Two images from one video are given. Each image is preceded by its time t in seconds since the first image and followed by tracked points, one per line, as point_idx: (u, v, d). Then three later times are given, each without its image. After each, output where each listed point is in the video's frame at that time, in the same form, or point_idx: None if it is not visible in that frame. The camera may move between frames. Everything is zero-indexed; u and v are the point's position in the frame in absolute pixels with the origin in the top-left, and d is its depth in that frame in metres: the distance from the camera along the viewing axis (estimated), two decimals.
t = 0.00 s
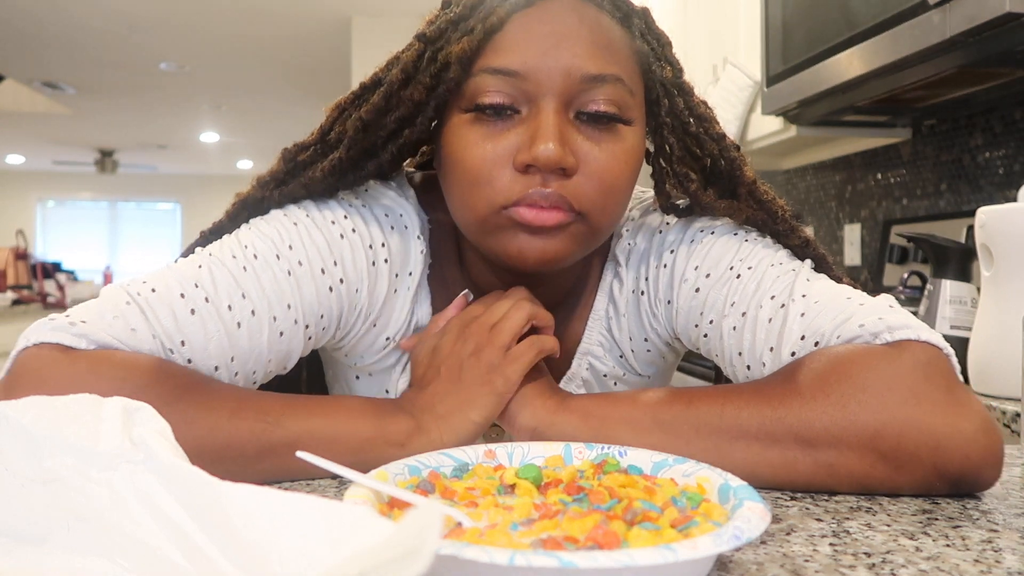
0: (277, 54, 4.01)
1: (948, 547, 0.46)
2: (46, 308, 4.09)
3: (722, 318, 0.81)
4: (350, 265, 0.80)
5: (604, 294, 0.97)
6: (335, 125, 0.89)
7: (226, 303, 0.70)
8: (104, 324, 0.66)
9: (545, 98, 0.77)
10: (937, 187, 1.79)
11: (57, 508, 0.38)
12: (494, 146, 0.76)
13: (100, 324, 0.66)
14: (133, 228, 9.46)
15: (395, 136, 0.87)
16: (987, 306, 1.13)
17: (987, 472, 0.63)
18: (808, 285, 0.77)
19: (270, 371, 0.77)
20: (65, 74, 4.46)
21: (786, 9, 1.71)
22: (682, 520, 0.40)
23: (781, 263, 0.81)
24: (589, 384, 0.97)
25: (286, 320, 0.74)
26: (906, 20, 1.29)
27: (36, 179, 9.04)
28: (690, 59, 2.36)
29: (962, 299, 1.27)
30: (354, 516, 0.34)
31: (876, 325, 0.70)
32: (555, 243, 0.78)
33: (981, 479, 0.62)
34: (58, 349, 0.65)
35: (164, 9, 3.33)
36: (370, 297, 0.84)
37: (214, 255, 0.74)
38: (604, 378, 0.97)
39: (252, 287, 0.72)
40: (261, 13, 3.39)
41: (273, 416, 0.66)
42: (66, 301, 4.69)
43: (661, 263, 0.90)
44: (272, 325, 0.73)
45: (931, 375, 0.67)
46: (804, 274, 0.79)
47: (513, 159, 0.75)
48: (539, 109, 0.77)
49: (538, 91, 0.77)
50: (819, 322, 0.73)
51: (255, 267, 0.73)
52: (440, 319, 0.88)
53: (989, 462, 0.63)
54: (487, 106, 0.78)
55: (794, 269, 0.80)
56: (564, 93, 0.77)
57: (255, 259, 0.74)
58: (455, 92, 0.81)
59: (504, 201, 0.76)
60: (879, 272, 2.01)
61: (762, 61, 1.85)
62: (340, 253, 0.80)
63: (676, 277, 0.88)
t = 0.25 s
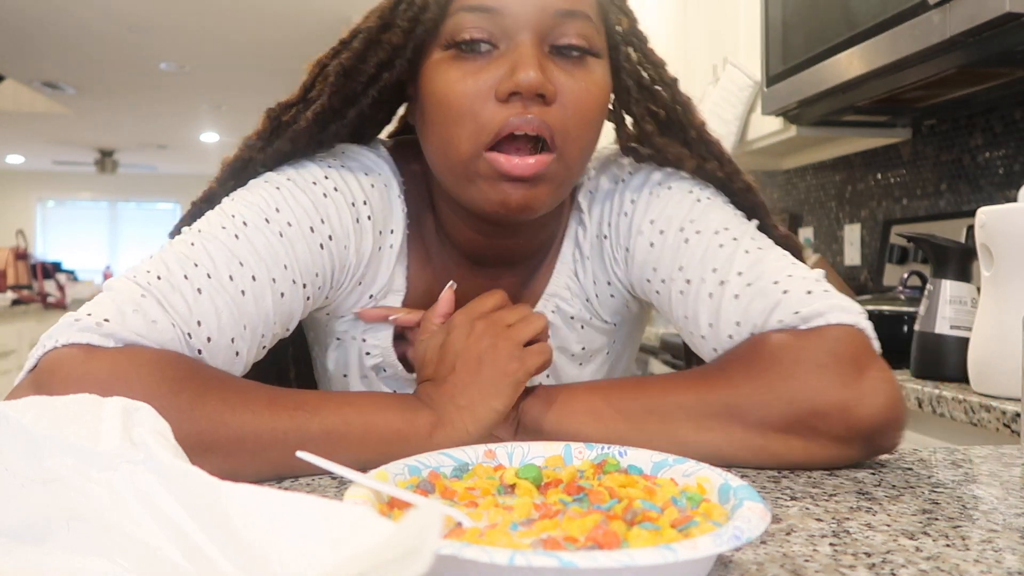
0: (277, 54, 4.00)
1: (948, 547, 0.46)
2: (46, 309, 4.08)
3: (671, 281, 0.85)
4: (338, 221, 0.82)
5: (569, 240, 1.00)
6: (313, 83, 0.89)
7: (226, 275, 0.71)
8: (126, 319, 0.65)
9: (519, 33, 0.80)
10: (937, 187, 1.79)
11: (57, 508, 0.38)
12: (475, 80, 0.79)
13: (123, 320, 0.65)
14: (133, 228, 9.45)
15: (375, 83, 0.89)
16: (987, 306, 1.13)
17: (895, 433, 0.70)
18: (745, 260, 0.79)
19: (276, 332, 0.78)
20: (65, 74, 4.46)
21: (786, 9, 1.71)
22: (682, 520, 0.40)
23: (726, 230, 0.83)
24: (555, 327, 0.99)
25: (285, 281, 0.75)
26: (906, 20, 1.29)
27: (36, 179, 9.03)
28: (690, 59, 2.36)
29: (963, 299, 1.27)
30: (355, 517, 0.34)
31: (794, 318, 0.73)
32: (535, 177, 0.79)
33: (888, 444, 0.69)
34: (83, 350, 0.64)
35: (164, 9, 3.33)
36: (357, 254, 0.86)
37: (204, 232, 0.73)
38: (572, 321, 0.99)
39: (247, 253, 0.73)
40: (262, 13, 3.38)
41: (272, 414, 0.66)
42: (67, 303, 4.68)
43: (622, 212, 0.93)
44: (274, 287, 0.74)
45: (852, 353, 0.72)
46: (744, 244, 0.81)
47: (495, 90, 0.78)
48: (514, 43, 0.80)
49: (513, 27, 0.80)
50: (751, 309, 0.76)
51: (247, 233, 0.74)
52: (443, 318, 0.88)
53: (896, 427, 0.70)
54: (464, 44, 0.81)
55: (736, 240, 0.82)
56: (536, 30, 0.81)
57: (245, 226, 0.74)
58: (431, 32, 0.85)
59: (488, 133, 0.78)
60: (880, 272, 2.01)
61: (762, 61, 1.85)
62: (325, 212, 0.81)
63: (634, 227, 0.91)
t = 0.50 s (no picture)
0: (278, 53, 4.00)
1: (948, 547, 0.46)
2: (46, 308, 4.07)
3: (658, 291, 0.86)
4: (330, 267, 0.85)
5: (557, 255, 1.01)
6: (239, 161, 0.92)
7: (215, 296, 0.75)
8: (106, 320, 0.69)
9: (450, 57, 0.82)
10: (937, 187, 1.79)
11: (57, 508, 0.38)
12: (426, 118, 0.80)
13: (102, 320, 0.68)
14: (133, 228, 9.44)
15: (306, 140, 0.92)
16: (987, 306, 1.13)
17: (888, 449, 0.65)
18: (730, 265, 0.78)
19: (261, 371, 0.80)
20: (65, 74, 4.46)
21: (786, 9, 1.71)
22: (682, 520, 0.40)
23: (710, 233, 0.83)
24: (555, 342, 1.01)
25: (274, 316, 0.78)
26: (906, 20, 1.29)
27: (37, 179, 9.03)
28: (689, 59, 2.35)
29: (963, 299, 1.27)
30: (354, 517, 0.34)
31: (783, 328, 0.73)
32: (514, 188, 0.80)
33: (877, 459, 0.64)
34: (62, 349, 0.67)
35: (165, 9, 3.33)
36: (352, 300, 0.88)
37: (197, 262, 0.78)
38: (570, 335, 1.00)
39: (238, 283, 0.76)
40: (263, 13, 3.38)
41: (272, 415, 0.66)
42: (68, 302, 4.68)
43: (605, 220, 0.94)
44: (261, 319, 0.77)
45: (831, 368, 0.70)
46: (729, 249, 0.80)
47: (449, 119, 0.79)
48: (449, 71, 0.81)
49: (440, 54, 0.82)
50: (737, 317, 0.76)
51: (239, 267, 0.78)
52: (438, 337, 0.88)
53: (889, 442, 0.65)
54: (401, 88, 0.83)
55: (721, 243, 0.81)
56: (465, 48, 0.82)
57: (238, 261, 0.79)
58: (353, 83, 0.87)
59: (451, 157, 0.79)
60: (880, 272, 2.01)
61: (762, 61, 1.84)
62: (317, 256, 0.85)
63: (618, 236, 0.91)
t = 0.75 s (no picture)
0: (277, 53, 4.00)
1: (948, 547, 0.46)
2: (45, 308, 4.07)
3: (676, 305, 0.86)
4: (349, 282, 0.86)
5: (573, 277, 1.02)
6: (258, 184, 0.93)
7: (235, 304, 0.75)
8: (124, 318, 0.69)
9: (463, 93, 0.81)
10: (937, 187, 1.79)
11: (57, 508, 0.38)
12: (435, 154, 0.80)
13: (120, 318, 0.68)
14: (133, 228, 9.44)
15: (323, 170, 0.91)
16: (987, 306, 1.13)
17: (911, 462, 0.63)
18: (750, 274, 0.78)
19: (275, 381, 0.80)
20: (65, 74, 4.46)
21: (786, 9, 1.71)
22: (682, 520, 0.40)
23: (728, 245, 0.83)
24: (572, 365, 1.02)
25: (292, 327, 0.79)
26: (906, 20, 1.29)
27: (36, 179, 9.04)
28: (689, 59, 2.36)
29: (962, 299, 1.27)
30: (354, 516, 0.34)
31: (807, 332, 0.73)
32: (522, 227, 0.80)
33: (900, 473, 0.64)
34: (80, 345, 0.67)
35: (164, 9, 3.33)
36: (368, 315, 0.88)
37: (221, 270, 0.79)
38: (587, 358, 1.01)
39: (259, 293, 0.77)
40: (262, 13, 3.39)
41: (272, 416, 0.66)
42: (67, 302, 4.69)
43: (620, 241, 0.94)
44: (278, 331, 0.77)
45: (850, 380, 0.69)
46: (748, 259, 0.80)
47: (458, 158, 0.78)
48: (462, 106, 0.81)
49: (455, 90, 0.81)
50: (758, 323, 0.76)
51: (261, 277, 0.78)
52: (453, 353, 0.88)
53: (911, 454, 0.64)
54: (415, 120, 0.82)
55: (740, 253, 0.81)
56: (480, 85, 0.81)
57: (260, 271, 0.79)
58: (371, 117, 0.87)
59: (460, 198, 0.79)
60: (880, 272, 2.01)
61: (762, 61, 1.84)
62: (337, 270, 0.85)
63: (634, 254, 0.92)
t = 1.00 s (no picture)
0: (277, 53, 4.00)
1: (948, 547, 0.46)
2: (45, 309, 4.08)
3: (678, 309, 0.86)
4: (350, 283, 0.86)
5: (574, 281, 1.02)
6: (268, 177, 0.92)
7: (236, 305, 0.75)
8: (124, 319, 0.69)
9: (479, 95, 0.81)
10: (937, 187, 1.79)
11: (57, 508, 0.39)
12: (448, 154, 0.80)
13: (118, 319, 0.69)
14: (133, 228, 9.44)
15: (333, 165, 0.91)
16: (987, 306, 1.13)
17: (915, 464, 0.63)
18: (752, 276, 0.78)
19: (274, 383, 0.80)
20: (65, 74, 4.46)
21: (786, 9, 1.71)
22: (682, 521, 0.40)
23: (730, 248, 0.83)
24: (572, 369, 1.02)
25: (293, 329, 0.79)
26: (906, 20, 1.29)
27: (36, 179, 9.04)
28: (689, 59, 2.36)
29: (962, 299, 1.27)
30: (354, 516, 0.34)
31: (809, 334, 0.73)
32: (532, 229, 0.80)
33: (903, 474, 0.63)
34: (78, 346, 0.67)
35: (164, 9, 3.33)
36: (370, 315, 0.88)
37: (223, 269, 0.79)
38: (586, 363, 1.01)
39: (260, 294, 0.77)
40: (261, 13, 3.39)
41: (272, 416, 0.66)
42: (67, 302, 4.69)
43: (622, 244, 0.94)
44: (279, 333, 0.77)
45: (855, 381, 0.69)
46: (750, 261, 0.80)
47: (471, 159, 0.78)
48: (478, 108, 0.80)
49: (471, 91, 0.81)
50: (761, 323, 0.76)
51: (263, 279, 0.78)
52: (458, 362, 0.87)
53: (915, 455, 0.64)
54: (430, 119, 0.82)
55: (742, 256, 0.81)
56: (496, 88, 0.81)
57: (262, 272, 0.79)
58: (383, 114, 0.86)
59: (470, 198, 0.79)
60: (880, 272, 2.01)
61: (762, 61, 1.85)
62: (340, 272, 0.85)
63: (635, 259, 0.92)
